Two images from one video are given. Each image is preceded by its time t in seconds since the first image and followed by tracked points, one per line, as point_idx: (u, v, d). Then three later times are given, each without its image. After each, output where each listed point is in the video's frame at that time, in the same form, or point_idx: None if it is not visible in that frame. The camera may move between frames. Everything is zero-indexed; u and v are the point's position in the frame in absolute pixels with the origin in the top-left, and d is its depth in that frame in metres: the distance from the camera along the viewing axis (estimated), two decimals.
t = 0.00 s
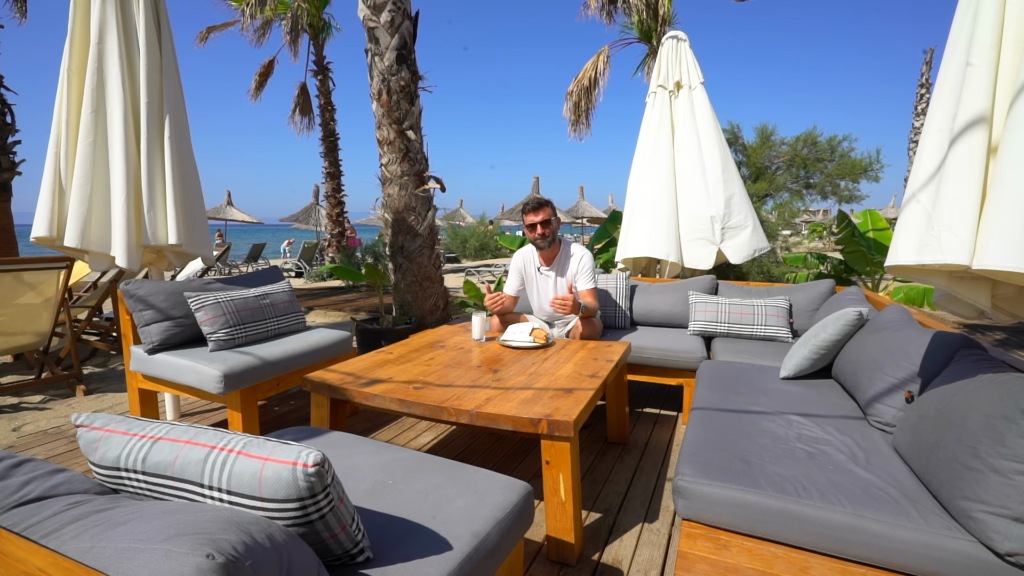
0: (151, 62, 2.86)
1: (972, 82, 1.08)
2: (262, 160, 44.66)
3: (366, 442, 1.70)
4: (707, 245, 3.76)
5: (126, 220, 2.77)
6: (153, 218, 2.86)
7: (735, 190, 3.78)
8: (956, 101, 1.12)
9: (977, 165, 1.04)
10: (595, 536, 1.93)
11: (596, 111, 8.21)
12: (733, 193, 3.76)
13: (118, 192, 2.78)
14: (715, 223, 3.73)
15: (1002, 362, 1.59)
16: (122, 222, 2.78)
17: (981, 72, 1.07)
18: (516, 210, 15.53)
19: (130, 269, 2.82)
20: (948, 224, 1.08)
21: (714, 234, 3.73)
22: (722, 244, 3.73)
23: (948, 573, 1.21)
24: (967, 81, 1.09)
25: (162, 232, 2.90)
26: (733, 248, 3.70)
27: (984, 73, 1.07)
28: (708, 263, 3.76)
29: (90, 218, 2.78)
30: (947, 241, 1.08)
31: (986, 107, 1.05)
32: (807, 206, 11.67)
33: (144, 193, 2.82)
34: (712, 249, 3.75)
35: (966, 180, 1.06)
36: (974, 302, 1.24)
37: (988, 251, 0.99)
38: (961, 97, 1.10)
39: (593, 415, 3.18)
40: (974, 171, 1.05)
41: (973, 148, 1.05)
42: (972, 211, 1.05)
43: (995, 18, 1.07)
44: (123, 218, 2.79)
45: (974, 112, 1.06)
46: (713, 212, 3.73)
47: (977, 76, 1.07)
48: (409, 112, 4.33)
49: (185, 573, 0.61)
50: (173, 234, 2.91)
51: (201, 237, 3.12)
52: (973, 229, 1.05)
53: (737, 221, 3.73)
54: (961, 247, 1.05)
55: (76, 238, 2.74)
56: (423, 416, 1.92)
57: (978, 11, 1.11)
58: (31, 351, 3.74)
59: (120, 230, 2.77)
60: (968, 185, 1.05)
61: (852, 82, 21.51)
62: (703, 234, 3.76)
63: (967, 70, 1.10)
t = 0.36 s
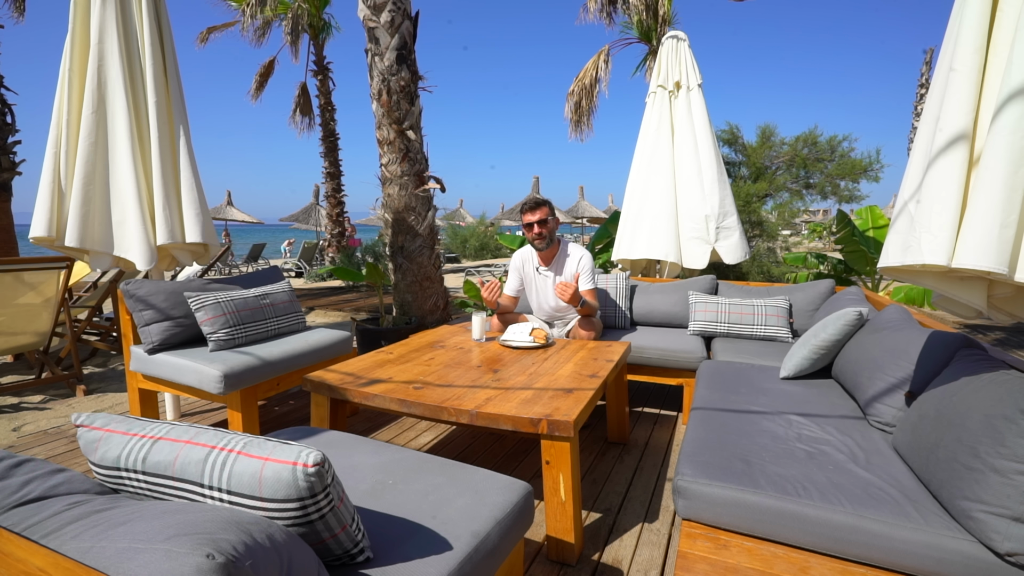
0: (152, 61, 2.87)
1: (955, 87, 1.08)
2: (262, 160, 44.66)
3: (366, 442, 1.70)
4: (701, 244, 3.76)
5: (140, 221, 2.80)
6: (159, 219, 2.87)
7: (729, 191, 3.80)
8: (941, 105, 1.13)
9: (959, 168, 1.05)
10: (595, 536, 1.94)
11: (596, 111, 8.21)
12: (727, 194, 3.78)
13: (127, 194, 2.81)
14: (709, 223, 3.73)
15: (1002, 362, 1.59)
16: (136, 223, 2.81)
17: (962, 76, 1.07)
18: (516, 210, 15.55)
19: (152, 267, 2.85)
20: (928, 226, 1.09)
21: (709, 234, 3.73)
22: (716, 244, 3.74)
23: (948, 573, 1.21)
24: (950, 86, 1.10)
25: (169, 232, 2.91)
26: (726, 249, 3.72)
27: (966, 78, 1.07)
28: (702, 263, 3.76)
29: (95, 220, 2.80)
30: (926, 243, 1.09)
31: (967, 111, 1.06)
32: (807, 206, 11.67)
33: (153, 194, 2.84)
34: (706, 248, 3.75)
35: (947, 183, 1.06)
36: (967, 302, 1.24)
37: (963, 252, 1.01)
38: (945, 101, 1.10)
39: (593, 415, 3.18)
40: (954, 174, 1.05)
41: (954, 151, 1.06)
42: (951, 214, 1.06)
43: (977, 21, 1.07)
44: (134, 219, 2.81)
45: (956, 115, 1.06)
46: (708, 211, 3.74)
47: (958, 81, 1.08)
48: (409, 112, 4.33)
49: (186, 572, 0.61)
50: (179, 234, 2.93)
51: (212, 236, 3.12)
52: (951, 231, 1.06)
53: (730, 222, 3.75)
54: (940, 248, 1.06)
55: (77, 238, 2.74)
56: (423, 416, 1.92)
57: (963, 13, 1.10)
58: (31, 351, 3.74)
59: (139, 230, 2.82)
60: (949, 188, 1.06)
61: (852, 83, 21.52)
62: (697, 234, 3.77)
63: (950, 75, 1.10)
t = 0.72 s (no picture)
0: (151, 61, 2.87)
1: (960, 86, 1.08)
2: (262, 160, 44.67)
3: (366, 442, 1.70)
4: (691, 246, 3.78)
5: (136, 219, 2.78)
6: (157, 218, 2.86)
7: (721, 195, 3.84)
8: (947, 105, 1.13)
9: (966, 169, 1.05)
10: (595, 536, 1.94)
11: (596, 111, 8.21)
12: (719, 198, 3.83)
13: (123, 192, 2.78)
14: (701, 225, 3.76)
15: (1002, 362, 1.59)
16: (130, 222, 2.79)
17: (969, 76, 1.07)
18: (516, 210, 15.55)
19: (153, 266, 2.84)
20: (936, 226, 1.08)
21: (699, 236, 3.76)
22: (706, 245, 3.77)
23: (948, 573, 1.21)
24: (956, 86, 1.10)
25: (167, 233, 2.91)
26: (714, 252, 3.76)
27: (973, 78, 1.07)
28: (692, 264, 3.79)
29: (92, 219, 2.79)
30: (935, 243, 1.08)
31: (974, 111, 1.06)
32: (807, 206, 11.66)
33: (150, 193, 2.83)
34: (696, 250, 3.78)
35: (955, 183, 1.06)
36: (968, 303, 1.24)
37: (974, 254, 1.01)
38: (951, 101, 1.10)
39: (594, 415, 3.18)
40: (962, 174, 1.05)
41: (961, 152, 1.05)
42: (959, 214, 1.06)
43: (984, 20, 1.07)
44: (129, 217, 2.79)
45: (963, 116, 1.06)
46: (701, 212, 3.76)
47: (965, 81, 1.08)
48: (409, 112, 4.33)
49: (186, 572, 0.62)
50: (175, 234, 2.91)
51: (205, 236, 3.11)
52: (960, 232, 1.05)
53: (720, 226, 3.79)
54: (949, 248, 1.06)
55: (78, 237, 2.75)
56: (423, 416, 1.92)
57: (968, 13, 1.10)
58: (31, 351, 3.74)
59: (133, 228, 2.79)
60: (957, 189, 1.06)
61: (853, 83, 21.53)
62: (688, 235, 3.79)
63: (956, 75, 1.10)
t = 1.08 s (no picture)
0: (150, 61, 2.86)
1: (967, 84, 1.09)
2: (262, 160, 44.66)
3: (366, 442, 1.69)
4: (693, 250, 3.81)
5: (131, 220, 2.78)
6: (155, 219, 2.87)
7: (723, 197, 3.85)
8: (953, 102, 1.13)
9: (969, 167, 1.05)
10: (595, 536, 1.93)
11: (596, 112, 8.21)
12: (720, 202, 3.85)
13: (121, 192, 2.78)
14: (704, 229, 3.77)
15: (1002, 362, 1.59)
16: (127, 222, 2.78)
17: (976, 73, 1.08)
18: (516, 210, 15.55)
19: (138, 268, 2.80)
20: (940, 225, 1.09)
21: (702, 239, 3.78)
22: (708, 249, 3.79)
23: (948, 573, 1.21)
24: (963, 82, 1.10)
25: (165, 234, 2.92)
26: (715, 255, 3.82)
27: (980, 74, 1.07)
28: (694, 267, 3.82)
29: (90, 219, 2.78)
30: (939, 241, 1.08)
31: (979, 109, 1.06)
32: (807, 206, 11.65)
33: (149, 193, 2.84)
34: (698, 253, 3.81)
35: (958, 181, 1.07)
36: (971, 302, 1.24)
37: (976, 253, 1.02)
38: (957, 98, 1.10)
39: (593, 415, 3.18)
40: (967, 172, 1.06)
41: (967, 149, 1.06)
42: (963, 212, 1.06)
43: (992, 18, 1.08)
44: (126, 217, 2.79)
45: (968, 113, 1.06)
46: (703, 217, 3.78)
47: (972, 77, 1.08)
48: (409, 112, 4.33)
49: (185, 573, 0.61)
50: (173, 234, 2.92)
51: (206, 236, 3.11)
52: (962, 231, 1.06)
53: (722, 229, 3.83)
54: (952, 247, 1.06)
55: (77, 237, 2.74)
56: (423, 416, 1.92)
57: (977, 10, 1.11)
58: (31, 351, 3.74)
59: (129, 229, 2.78)
60: (961, 186, 1.06)
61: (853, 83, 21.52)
62: (691, 238, 3.80)
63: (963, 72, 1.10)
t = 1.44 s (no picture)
0: (151, 61, 2.87)
1: (980, 79, 1.09)
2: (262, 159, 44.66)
3: (366, 442, 1.70)
4: (706, 250, 3.79)
5: (134, 219, 2.77)
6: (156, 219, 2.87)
7: (734, 192, 3.78)
8: (964, 99, 1.13)
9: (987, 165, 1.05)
10: (595, 536, 1.93)
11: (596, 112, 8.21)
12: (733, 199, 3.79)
13: (123, 191, 2.78)
14: (714, 227, 3.75)
15: (1002, 362, 1.59)
16: (128, 222, 2.78)
17: (988, 68, 1.08)
18: (516, 210, 15.55)
19: (148, 266, 2.82)
20: (961, 223, 1.08)
21: (714, 238, 3.75)
22: (721, 248, 3.74)
23: (948, 573, 1.21)
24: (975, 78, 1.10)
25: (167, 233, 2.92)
26: (732, 251, 3.71)
27: (993, 69, 1.07)
28: (709, 266, 3.79)
29: (92, 219, 2.78)
30: (960, 241, 1.08)
31: (993, 103, 1.06)
32: (807, 207, 11.64)
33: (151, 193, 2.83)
34: (712, 252, 3.78)
35: (978, 179, 1.06)
36: (985, 302, 1.24)
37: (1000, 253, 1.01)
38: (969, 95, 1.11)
39: (593, 415, 3.18)
40: (984, 169, 1.06)
41: (984, 145, 1.06)
42: (985, 210, 1.05)
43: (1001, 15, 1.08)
44: (127, 217, 2.79)
45: (983, 107, 1.07)
46: (713, 216, 3.76)
47: (985, 72, 1.08)
48: (409, 112, 4.33)
49: (186, 572, 0.62)
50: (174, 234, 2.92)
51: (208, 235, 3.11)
52: (985, 230, 1.05)
53: (737, 224, 3.72)
54: (975, 245, 1.06)
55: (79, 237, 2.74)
56: (423, 416, 1.92)
57: (984, 7, 1.12)
58: (31, 351, 3.74)
59: (131, 228, 2.78)
60: (980, 183, 1.06)
61: (853, 82, 21.56)
62: (702, 239, 3.79)
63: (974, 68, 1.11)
